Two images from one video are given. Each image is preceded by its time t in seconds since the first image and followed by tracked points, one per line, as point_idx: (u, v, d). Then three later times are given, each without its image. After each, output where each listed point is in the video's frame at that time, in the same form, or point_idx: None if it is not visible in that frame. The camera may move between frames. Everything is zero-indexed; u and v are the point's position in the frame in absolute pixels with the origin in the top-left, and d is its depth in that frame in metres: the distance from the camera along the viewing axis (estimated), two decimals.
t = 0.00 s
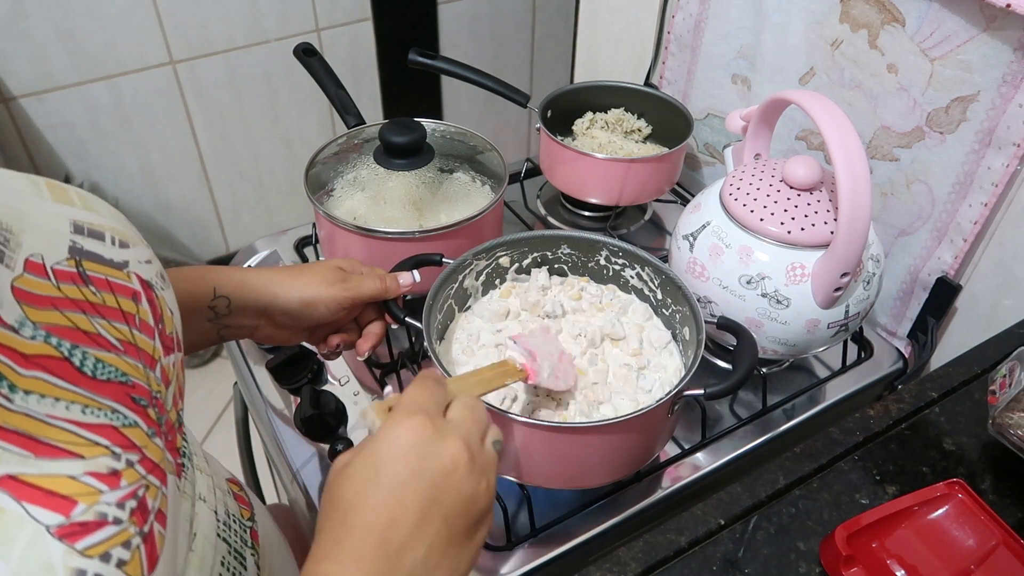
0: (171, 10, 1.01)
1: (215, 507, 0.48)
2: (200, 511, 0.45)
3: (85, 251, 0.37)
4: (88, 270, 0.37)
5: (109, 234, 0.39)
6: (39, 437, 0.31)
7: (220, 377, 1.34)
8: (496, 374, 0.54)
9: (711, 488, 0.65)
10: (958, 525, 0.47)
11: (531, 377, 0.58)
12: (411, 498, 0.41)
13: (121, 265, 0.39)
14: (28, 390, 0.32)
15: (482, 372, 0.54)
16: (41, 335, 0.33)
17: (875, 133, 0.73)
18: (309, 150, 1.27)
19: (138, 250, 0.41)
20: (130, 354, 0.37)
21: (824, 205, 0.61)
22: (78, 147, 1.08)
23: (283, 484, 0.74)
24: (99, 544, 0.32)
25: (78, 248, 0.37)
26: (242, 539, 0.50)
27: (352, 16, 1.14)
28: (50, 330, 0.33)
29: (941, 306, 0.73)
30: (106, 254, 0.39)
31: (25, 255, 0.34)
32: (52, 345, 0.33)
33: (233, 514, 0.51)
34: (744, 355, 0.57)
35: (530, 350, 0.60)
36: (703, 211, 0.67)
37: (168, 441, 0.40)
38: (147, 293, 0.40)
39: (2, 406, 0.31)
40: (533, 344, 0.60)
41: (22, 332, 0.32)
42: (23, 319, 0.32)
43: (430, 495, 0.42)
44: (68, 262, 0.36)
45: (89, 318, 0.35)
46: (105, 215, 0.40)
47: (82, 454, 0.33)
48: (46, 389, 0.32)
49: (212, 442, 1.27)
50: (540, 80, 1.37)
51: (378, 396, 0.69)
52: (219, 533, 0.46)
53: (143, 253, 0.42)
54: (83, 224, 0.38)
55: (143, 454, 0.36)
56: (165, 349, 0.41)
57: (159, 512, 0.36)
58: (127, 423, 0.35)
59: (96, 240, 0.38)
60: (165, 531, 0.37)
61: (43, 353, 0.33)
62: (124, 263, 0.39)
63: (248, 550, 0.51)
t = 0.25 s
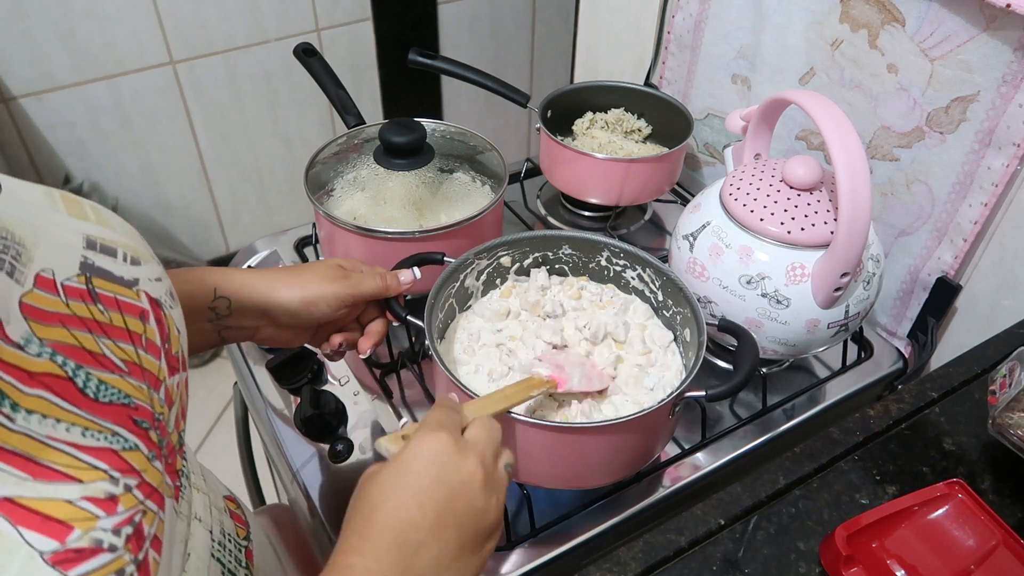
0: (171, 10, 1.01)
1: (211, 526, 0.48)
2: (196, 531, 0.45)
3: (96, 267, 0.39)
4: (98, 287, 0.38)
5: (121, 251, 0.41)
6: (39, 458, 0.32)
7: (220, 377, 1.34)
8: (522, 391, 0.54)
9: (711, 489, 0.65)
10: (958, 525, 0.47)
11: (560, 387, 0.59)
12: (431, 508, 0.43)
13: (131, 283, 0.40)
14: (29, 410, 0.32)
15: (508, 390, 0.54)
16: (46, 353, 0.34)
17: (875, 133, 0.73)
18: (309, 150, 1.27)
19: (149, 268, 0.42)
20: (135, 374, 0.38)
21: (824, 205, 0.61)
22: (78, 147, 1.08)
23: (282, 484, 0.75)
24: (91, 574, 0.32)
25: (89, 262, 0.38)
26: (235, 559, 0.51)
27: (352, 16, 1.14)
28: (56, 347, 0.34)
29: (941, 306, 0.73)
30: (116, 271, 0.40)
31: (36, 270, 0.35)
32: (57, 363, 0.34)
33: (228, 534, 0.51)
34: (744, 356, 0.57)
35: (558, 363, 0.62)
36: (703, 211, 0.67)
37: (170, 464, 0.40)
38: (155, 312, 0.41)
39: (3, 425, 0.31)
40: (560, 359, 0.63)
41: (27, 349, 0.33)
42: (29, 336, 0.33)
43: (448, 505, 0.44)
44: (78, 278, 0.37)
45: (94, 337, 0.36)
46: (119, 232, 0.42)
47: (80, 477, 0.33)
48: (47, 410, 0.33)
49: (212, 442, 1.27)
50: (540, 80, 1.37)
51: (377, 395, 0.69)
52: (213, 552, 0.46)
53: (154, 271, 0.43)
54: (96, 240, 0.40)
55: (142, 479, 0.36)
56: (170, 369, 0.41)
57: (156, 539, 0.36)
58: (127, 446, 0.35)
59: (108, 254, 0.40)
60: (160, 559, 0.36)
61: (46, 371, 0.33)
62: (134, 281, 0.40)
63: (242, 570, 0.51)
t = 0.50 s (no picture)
0: (171, 10, 1.01)
1: (222, 531, 0.49)
2: (209, 535, 0.46)
3: (123, 276, 0.41)
4: (125, 294, 0.41)
5: (146, 259, 0.43)
6: (68, 465, 0.34)
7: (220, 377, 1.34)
8: (517, 391, 0.54)
9: (711, 489, 0.65)
10: (958, 525, 0.47)
11: (559, 388, 0.59)
12: None
13: (155, 292, 0.43)
14: (60, 415, 0.34)
15: (507, 391, 0.54)
16: (77, 358, 0.36)
17: (875, 133, 0.73)
18: (309, 150, 1.27)
19: (171, 277, 0.45)
20: (156, 382, 0.40)
21: (824, 205, 0.61)
22: (78, 147, 1.08)
23: (282, 483, 0.75)
24: None
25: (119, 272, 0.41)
26: (242, 563, 0.50)
27: (352, 16, 1.14)
28: (86, 353, 0.36)
29: (941, 306, 0.73)
30: (141, 278, 0.42)
31: (69, 275, 0.38)
32: (86, 368, 0.36)
33: (239, 537, 0.51)
34: (745, 356, 0.57)
35: (557, 363, 0.62)
36: (703, 211, 0.67)
37: (187, 474, 0.41)
38: (176, 322, 0.43)
39: (35, 429, 0.33)
40: (562, 358, 0.63)
41: (60, 354, 0.35)
42: (61, 343, 0.36)
43: None
44: (107, 286, 0.40)
45: (122, 345, 0.39)
46: (142, 238, 0.44)
47: (106, 484, 0.35)
48: (77, 415, 0.35)
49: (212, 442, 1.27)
50: (540, 80, 1.37)
51: (377, 395, 0.69)
52: (224, 557, 0.47)
53: (176, 280, 0.46)
54: (123, 248, 0.42)
55: (162, 488, 0.38)
56: (188, 379, 0.43)
57: (173, 549, 0.38)
58: (149, 455, 0.37)
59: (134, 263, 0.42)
60: (176, 567, 0.38)
61: (76, 377, 0.35)
62: (158, 290, 0.43)
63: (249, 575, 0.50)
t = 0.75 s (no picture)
0: (171, 10, 1.01)
1: None
2: None
3: (151, 304, 0.37)
4: (152, 325, 0.36)
5: (175, 289, 0.39)
6: (79, 511, 0.29)
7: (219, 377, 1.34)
8: (517, 391, 0.54)
9: (711, 489, 0.65)
10: (958, 525, 0.47)
11: (559, 388, 0.59)
12: None
13: (183, 322, 0.39)
14: (75, 456, 0.30)
15: (507, 390, 0.54)
16: (98, 395, 0.32)
17: (875, 133, 0.73)
18: (309, 150, 1.27)
19: (201, 308, 0.41)
20: (177, 423, 0.35)
21: (824, 205, 0.61)
22: (79, 147, 1.08)
23: (282, 483, 0.75)
24: None
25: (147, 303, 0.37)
26: None
27: (352, 16, 1.14)
28: (107, 389, 0.32)
29: (941, 306, 0.73)
30: (170, 308, 0.38)
31: (95, 305, 0.34)
32: (106, 407, 0.32)
33: None
34: (745, 356, 0.57)
35: (557, 363, 0.62)
36: (703, 211, 0.67)
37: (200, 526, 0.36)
38: (201, 355, 0.39)
39: (46, 472, 0.29)
40: (562, 358, 0.63)
41: (80, 391, 0.31)
42: (83, 378, 0.31)
43: None
44: (134, 316, 0.35)
45: (146, 380, 0.34)
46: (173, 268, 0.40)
47: (118, 537, 0.30)
48: (94, 458, 0.30)
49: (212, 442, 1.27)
50: (540, 80, 1.37)
51: (378, 395, 0.69)
52: None
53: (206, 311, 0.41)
54: (153, 276, 0.38)
55: (175, 542, 0.32)
56: (210, 417, 0.38)
57: None
58: (164, 503, 0.32)
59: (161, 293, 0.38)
60: None
61: (97, 416, 0.31)
62: (186, 321, 0.39)
63: None
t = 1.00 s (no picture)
0: (171, 10, 1.01)
1: None
2: None
3: (124, 449, 0.31)
4: (116, 478, 0.31)
5: (162, 424, 0.33)
6: None
7: (219, 377, 1.34)
8: (517, 392, 0.54)
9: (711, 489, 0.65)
10: (958, 525, 0.47)
11: (559, 388, 0.59)
12: None
13: (158, 468, 0.32)
14: None
15: (507, 390, 0.54)
16: None
17: (875, 133, 0.73)
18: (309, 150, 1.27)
19: (191, 443, 0.34)
20: None
21: (824, 205, 0.61)
22: (78, 147, 1.08)
23: (282, 484, 0.75)
24: None
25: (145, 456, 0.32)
26: None
27: (352, 16, 1.14)
28: None
29: (942, 306, 0.73)
30: (147, 451, 0.32)
31: (45, 456, 0.29)
32: None
33: None
34: (745, 356, 0.57)
35: (557, 363, 0.62)
36: (703, 211, 0.67)
37: None
38: (176, 510, 0.33)
39: None
40: (562, 359, 0.63)
41: None
42: None
43: None
44: (94, 467, 0.30)
45: (82, 563, 0.29)
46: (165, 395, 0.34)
47: None
48: None
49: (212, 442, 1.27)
50: (540, 80, 1.37)
51: (377, 395, 0.69)
52: None
53: (196, 445, 0.35)
54: (139, 407, 0.32)
55: None
56: None
57: None
58: None
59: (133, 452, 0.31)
60: None
61: None
62: (163, 465, 0.33)
63: None
